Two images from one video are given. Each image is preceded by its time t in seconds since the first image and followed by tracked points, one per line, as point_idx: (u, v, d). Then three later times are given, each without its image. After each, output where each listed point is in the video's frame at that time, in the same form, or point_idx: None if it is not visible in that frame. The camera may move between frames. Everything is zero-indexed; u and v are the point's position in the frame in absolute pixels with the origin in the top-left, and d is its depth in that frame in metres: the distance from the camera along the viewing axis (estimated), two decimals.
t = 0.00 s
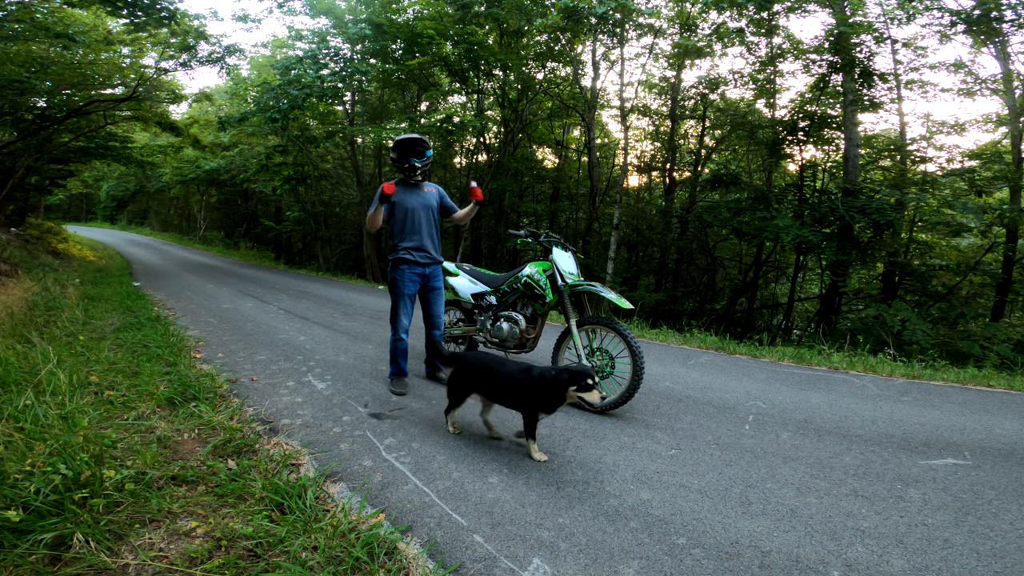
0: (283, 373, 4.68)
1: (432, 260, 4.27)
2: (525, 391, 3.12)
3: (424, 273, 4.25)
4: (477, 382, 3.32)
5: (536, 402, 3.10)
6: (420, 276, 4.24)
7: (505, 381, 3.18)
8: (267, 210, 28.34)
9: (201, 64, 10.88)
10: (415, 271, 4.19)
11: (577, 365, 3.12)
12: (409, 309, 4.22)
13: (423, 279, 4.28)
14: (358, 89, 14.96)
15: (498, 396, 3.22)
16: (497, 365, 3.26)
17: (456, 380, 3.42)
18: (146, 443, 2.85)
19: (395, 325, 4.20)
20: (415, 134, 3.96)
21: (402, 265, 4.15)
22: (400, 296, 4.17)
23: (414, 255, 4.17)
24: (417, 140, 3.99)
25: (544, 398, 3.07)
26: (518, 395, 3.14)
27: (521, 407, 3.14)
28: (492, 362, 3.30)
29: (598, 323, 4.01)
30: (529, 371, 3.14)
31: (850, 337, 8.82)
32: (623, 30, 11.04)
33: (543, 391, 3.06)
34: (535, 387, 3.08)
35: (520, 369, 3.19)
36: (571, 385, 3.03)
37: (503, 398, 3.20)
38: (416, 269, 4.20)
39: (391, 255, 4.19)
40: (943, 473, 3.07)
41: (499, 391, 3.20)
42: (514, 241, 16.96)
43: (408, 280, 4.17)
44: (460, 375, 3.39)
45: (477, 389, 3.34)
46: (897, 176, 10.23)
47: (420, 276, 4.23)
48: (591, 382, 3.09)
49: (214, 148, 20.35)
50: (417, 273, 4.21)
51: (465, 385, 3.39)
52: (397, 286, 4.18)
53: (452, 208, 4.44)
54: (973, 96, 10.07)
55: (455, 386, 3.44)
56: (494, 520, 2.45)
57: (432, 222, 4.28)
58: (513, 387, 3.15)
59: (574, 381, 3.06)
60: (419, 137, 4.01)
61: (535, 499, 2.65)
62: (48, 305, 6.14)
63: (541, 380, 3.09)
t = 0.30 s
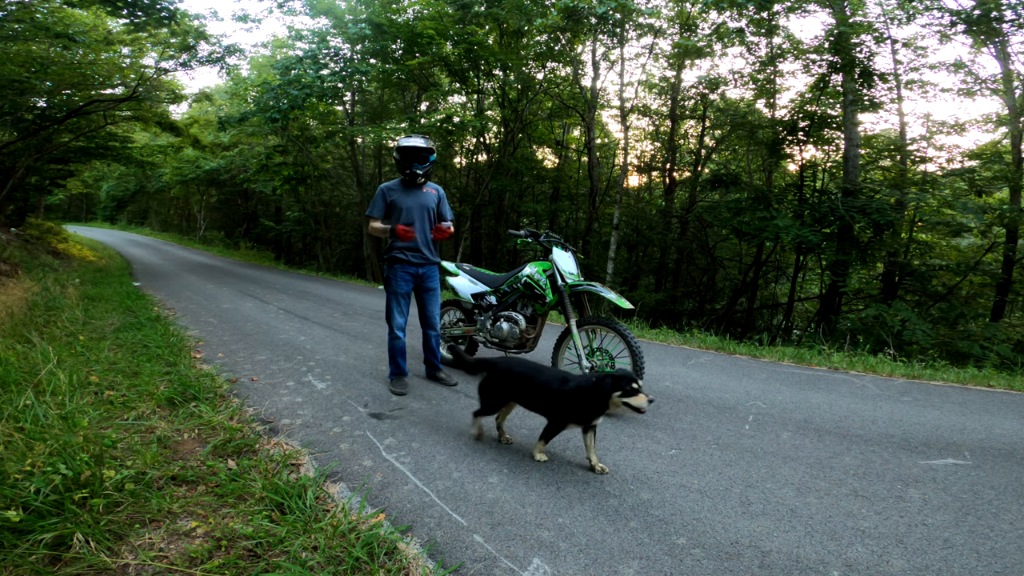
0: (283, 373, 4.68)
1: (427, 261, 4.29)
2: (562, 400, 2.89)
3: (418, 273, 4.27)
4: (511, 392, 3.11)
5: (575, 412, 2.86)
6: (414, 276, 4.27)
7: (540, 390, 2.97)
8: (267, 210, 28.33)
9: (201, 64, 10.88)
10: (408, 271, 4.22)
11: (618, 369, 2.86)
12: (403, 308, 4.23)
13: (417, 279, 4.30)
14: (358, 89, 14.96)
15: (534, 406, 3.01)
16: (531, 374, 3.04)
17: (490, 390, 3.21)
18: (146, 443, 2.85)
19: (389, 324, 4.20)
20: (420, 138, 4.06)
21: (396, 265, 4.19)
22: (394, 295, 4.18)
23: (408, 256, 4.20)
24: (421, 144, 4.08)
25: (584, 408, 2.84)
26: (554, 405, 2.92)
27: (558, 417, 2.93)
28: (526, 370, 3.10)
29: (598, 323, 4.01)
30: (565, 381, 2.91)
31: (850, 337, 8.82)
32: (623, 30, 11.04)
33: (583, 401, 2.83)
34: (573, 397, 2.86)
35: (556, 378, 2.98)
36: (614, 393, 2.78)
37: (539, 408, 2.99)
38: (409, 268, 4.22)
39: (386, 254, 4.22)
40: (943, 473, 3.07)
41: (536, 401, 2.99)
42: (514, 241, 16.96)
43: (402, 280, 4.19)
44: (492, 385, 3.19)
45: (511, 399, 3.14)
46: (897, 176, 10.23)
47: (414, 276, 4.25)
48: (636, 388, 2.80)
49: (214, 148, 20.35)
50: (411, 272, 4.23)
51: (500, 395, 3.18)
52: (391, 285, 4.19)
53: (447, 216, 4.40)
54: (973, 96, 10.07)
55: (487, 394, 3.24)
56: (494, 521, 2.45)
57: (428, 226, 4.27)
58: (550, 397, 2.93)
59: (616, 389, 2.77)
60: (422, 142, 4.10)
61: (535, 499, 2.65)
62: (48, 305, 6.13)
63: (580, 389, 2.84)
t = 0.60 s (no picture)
0: (283, 373, 4.68)
1: (427, 260, 4.30)
2: (607, 411, 2.74)
3: (419, 273, 4.28)
4: (551, 405, 2.94)
5: (622, 422, 2.70)
6: (414, 275, 4.26)
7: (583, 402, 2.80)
8: (267, 210, 28.33)
9: (201, 64, 10.87)
10: (409, 271, 4.21)
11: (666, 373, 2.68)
12: (403, 308, 4.23)
13: (418, 278, 4.30)
14: (359, 89, 14.95)
15: (577, 419, 2.85)
16: (573, 385, 2.88)
17: (528, 405, 3.04)
18: (146, 443, 2.85)
19: (389, 324, 4.20)
20: (424, 139, 4.05)
21: (397, 265, 4.18)
22: (394, 295, 4.18)
23: (409, 255, 4.20)
24: (426, 146, 4.07)
25: (634, 418, 2.67)
26: (600, 417, 2.76)
27: (606, 430, 2.75)
28: (565, 381, 2.94)
29: (598, 323, 4.01)
30: (609, 392, 2.76)
31: (850, 336, 8.81)
32: (623, 30, 11.03)
33: (631, 410, 2.67)
34: (620, 406, 2.69)
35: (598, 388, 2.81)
36: (665, 400, 2.60)
37: (582, 419, 2.83)
38: (409, 268, 4.22)
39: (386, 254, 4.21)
40: (943, 473, 3.07)
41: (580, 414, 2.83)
42: (514, 241, 16.96)
43: (402, 280, 4.19)
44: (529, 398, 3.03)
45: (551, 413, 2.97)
46: (897, 176, 10.23)
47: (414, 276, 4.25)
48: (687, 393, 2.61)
49: (214, 148, 20.34)
50: (411, 272, 4.23)
51: (539, 409, 3.01)
52: (391, 285, 4.19)
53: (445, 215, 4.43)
54: (973, 96, 10.07)
55: (525, 409, 3.06)
56: (494, 520, 2.45)
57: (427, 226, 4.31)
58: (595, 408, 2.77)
59: (668, 395, 2.59)
60: (426, 142, 4.08)
61: (535, 499, 2.65)
62: (48, 305, 6.14)
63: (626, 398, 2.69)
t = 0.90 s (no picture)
0: (283, 373, 4.68)
1: (431, 260, 4.31)
2: (659, 425, 2.60)
3: (423, 273, 4.28)
4: (593, 417, 2.77)
5: (676, 434, 2.58)
6: (418, 276, 4.27)
7: (631, 413, 2.65)
8: (267, 210, 28.33)
9: (201, 64, 10.87)
10: (414, 271, 4.21)
11: (720, 384, 2.61)
12: (408, 309, 4.23)
13: (421, 278, 4.30)
14: (359, 89, 14.93)
15: (623, 432, 2.69)
16: (618, 396, 2.72)
17: (567, 416, 2.86)
18: (146, 444, 2.85)
19: (394, 325, 4.19)
20: (431, 140, 4.08)
21: (402, 265, 4.17)
22: (399, 295, 4.18)
23: (414, 255, 4.20)
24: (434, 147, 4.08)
25: (689, 429, 2.55)
26: (652, 430, 2.62)
27: (657, 443, 2.63)
28: (607, 394, 2.75)
29: (598, 323, 4.01)
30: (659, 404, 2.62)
31: (850, 336, 8.81)
32: (623, 30, 11.03)
33: (685, 422, 2.55)
34: (674, 418, 2.57)
35: (647, 399, 2.68)
36: (724, 410, 2.52)
37: (628, 434, 2.68)
38: (414, 269, 4.22)
39: (390, 254, 4.18)
40: (943, 473, 3.07)
41: (627, 426, 2.66)
42: (514, 241, 16.96)
43: (407, 280, 4.19)
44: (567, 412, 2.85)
45: (592, 426, 2.80)
46: (897, 176, 10.23)
47: (419, 276, 4.25)
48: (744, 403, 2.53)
49: (214, 147, 20.37)
50: (416, 272, 4.23)
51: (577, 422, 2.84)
52: (396, 286, 4.17)
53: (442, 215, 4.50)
54: (973, 96, 10.07)
55: (564, 421, 2.89)
56: (494, 520, 2.45)
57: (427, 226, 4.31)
58: (645, 420, 2.62)
59: (727, 406, 2.52)
60: (432, 143, 4.10)
61: (535, 499, 2.65)
62: (48, 305, 6.14)
63: (681, 410, 2.56)
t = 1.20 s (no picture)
0: (283, 373, 4.68)
1: (432, 261, 4.31)
2: (721, 437, 2.42)
3: (424, 274, 4.28)
4: (646, 428, 2.58)
5: (739, 445, 2.42)
6: (419, 276, 4.27)
7: (691, 424, 2.46)
8: (267, 210, 28.33)
9: (201, 64, 10.87)
10: (415, 272, 4.22)
11: (782, 391, 2.48)
12: (409, 309, 4.23)
13: (422, 279, 4.30)
14: (359, 89, 14.91)
15: (680, 443, 2.50)
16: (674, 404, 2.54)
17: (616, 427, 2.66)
18: (146, 444, 2.85)
19: (395, 325, 4.19)
20: (434, 140, 4.07)
21: (403, 266, 4.17)
22: (401, 296, 4.18)
23: (417, 256, 4.20)
24: (438, 147, 4.08)
25: (753, 439, 2.41)
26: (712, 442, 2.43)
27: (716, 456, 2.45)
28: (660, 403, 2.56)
29: (598, 323, 4.01)
30: (718, 413, 2.45)
31: (850, 336, 8.80)
32: (623, 30, 11.04)
33: (749, 431, 2.40)
34: (737, 429, 2.41)
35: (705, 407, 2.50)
36: (791, 418, 2.38)
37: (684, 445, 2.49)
38: (416, 270, 4.22)
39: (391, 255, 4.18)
40: (943, 473, 3.07)
41: (686, 438, 2.47)
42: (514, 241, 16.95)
43: (408, 281, 4.19)
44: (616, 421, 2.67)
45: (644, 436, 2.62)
46: (897, 176, 10.22)
47: (420, 277, 4.26)
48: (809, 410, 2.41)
49: (214, 147, 20.37)
50: (417, 273, 4.23)
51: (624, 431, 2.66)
52: (397, 286, 4.18)
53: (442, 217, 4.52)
54: (973, 96, 10.07)
55: (611, 430, 2.70)
56: (494, 521, 2.45)
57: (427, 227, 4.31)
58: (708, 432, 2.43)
59: (793, 413, 2.38)
60: (435, 143, 4.10)
61: (535, 499, 2.65)
62: (48, 305, 6.14)
63: (745, 419, 2.41)
